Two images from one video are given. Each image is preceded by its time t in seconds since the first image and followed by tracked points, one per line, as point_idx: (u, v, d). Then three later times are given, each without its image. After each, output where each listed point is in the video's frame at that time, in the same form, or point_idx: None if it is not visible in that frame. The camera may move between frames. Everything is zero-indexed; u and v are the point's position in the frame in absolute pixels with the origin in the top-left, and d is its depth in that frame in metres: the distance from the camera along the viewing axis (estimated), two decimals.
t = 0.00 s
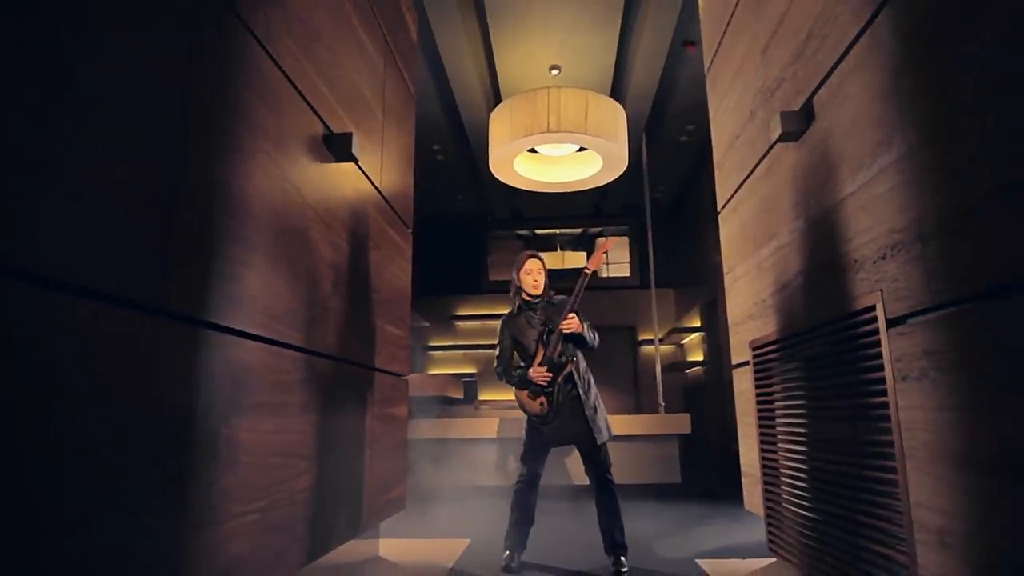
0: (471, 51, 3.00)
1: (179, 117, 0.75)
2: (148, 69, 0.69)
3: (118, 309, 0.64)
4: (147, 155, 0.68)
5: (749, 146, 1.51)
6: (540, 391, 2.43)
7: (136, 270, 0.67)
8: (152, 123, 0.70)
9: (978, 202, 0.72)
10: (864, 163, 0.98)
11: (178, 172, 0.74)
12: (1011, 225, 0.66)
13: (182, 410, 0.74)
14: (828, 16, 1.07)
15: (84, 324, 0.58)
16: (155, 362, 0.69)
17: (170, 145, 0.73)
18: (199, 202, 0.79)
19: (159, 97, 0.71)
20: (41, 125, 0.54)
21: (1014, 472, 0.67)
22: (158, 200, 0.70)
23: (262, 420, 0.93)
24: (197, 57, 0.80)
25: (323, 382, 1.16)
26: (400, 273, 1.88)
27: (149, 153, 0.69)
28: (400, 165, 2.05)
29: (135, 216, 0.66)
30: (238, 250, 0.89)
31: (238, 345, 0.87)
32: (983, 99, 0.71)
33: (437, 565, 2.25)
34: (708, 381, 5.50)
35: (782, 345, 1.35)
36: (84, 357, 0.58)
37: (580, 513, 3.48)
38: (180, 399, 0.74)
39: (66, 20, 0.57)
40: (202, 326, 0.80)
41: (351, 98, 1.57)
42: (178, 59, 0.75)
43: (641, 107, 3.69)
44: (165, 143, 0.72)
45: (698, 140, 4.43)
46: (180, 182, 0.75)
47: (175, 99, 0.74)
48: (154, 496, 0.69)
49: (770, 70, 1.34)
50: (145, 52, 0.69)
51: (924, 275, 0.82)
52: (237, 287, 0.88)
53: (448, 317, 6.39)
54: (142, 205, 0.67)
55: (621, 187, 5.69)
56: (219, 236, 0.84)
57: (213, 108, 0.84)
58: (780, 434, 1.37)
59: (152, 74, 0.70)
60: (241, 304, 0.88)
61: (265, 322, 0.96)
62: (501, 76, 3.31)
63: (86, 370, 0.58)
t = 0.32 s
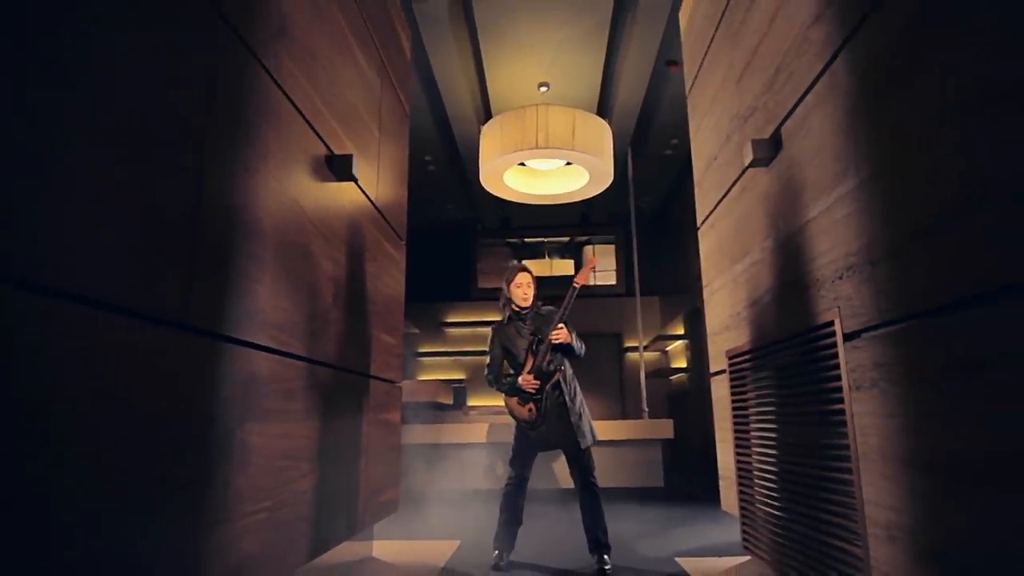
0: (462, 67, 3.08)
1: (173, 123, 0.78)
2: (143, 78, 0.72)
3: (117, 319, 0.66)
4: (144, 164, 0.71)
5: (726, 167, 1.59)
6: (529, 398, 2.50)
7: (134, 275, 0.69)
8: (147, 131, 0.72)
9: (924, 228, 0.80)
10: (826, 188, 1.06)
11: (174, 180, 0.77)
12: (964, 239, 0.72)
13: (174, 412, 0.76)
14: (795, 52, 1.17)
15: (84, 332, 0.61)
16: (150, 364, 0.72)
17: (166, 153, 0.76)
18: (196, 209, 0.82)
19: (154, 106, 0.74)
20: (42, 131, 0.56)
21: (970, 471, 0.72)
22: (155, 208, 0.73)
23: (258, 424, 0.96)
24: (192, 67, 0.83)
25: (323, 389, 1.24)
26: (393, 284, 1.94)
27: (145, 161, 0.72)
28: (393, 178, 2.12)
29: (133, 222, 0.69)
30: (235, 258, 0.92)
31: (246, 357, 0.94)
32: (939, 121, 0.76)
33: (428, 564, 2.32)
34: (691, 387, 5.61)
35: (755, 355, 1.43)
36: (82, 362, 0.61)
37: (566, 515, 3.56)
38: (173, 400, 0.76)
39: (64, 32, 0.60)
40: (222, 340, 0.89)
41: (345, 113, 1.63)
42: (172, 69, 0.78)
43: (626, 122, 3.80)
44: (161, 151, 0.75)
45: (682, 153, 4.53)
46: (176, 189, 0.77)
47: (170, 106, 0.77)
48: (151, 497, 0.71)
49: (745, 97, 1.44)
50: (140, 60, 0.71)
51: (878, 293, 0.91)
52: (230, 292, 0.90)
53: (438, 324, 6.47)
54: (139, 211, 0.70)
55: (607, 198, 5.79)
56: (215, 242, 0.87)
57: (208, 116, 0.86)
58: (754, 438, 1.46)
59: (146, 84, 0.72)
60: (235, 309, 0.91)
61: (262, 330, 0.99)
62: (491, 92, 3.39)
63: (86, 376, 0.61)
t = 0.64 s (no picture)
0: (452, 83, 3.16)
1: (172, 137, 0.82)
2: (141, 88, 0.75)
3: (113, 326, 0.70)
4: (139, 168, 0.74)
5: (702, 187, 1.68)
6: (516, 405, 2.59)
7: (132, 277, 0.73)
8: (146, 133, 0.76)
9: (874, 251, 0.89)
10: (789, 213, 1.16)
11: (170, 181, 0.81)
12: (909, 258, 0.80)
13: (165, 411, 0.79)
14: (761, 86, 1.27)
15: (85, 339, 0.65)
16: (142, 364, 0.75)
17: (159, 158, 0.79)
18: (189, 213, 0.85)
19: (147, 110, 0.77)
20: (44, 135, 0.59)
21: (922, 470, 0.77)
22: (151, 209, 0.77)
23: (241, 422, 0.98)
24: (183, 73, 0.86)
25: (323, 397, 1.33)
26: (384, 293, 2.01)
27: (143, 164, 0.75)
28: (384, 190, 2.18)
29: (132, 224, 0.73)
30: (227, 261, 0.96)
31: (249, 366, 1.02)
32: (899, 140, 0.82)
33: (418, 565, 2.38)
34: (673, 394, 5.72)
35: (727, 365, 1.53)
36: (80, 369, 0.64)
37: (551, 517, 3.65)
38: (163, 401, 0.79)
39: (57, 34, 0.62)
40: (235, 352, 0.98)
41: (338, 130, 1.69)
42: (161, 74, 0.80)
43: (611, 136, 3.89)
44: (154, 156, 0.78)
45: (665, 167, 4.64)
46: (173, 190, 0.82)
47: (160, 109, 0.80)
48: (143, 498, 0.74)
49: (719, 121, 1.53)
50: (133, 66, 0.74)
51: (833, 312, 1.01)
52: (219, 288, 0.93)
53: (426, 331, 6.54)
54: (134, 217, 0.73)
55: (592, 208, 5.89)
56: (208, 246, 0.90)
57: (199, 122, 0.89)
58: (727, 443, 1.55)
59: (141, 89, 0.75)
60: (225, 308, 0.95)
61: (251, 334, 1.03)
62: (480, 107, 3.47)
63: (87, 383, 0.65)
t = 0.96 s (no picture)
0: (442, 98, 3.24)
1: (174, 161, 0.87)
2: (144, 116, 0.80)
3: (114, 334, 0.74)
4: (138, 172, 0.78)
5: (680, 205, 1.78)
6: (504, 410, 2.67)
7: (132, 279, 0.77)
8: (151, 158, 0.82)
9: (831, 273, 0.98)
10: (755, 236, 1.25)
11: (170, 200, 0.86)
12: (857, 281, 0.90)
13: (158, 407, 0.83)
14: (732, 117, 1.37)
15: (93, 353, 0.70)
16: (138, 360, 0.78)
17: (157, 163, 0.83)
18: (186, 224, 0.90)
19: (151, 131, 0.82)
20: (61, 164, 0.65)
21: (887, 470, 0.83)
22: (152, 220, 0.81)
23: (228, 419, 1.02)
24: (182, 96, 0.91)
25: (317, 404, 1.41)
26: (375, 299, 2.09)
27: (147, 184, 0.80)
28: (376, 202, 2.26)
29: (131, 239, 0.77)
30: (220, 261, 1.01)
31: (252, 375, 1.11)
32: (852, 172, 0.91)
33: (408, 565, 2.46)
34: (656, 400, 5.82)
35: (700, 374, 1.63)
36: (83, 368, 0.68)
37: (536, 519, 3.73)
38: (157, 395, 0.83)
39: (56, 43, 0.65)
40: (244, 364, 1.09)
41: (333, 147, 1.77)
42: (159, 92, 0.84)
43: (595, 149, 3.99)
44: (152, 161, 0.82)
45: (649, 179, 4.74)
46: (172, 208, 0.87)
47: (156, 113, 0.83)
48: (137, 491, 0.77)
49: (696, 144, 1.62)
50: (130, 75, 0.77)
51: (794, 327, 1.10)
52: (213, 285, 0.98)
53: (415, 337, 6.61)
54: (133, 220, 0.77)
55: (577, 218, 5.98)
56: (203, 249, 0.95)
57: (192, 127, 0.93)
58: (701, 447, 1.65)
59: (145, 113, 0.80)
60: (218, 303, 1.00)
61: (240, 337, 1.06)
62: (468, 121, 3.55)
63: (94, 393, 0.70)
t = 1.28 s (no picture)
0: (433, 121, 3.34)
1: (177, 187, 0.93)
2: (150, 147, 0.85)
3: (113, 351, 0.78)
4: (138, 182, 0.82)
5: (658, 231, 1.88)
6: (490, 422, 2.74)
7: (132, 278, 0.81)
8: (156, 186, 0.87)
9: (792, 303, 1.08)
10: (724, 264, 1.35)
11: (172, 224, 0.91)
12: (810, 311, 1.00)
13: (157, 418, 0.88)
14: (705, 152, 1.48)
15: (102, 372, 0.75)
16: (137, 372, 0.83)
17: (156, 174, 0.86)
18: (186, 246, 0.95)
19: (157, 162, 0.87)
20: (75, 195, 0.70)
21: (842, 482, 0.91)
22: (156, 245, 0.87)
23: (223, 430, 1.07)
24: (186, 125, 0.96)
25: (310, 419, 1.47)
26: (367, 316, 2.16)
27: (152, 210, 0.86)
28: (369, 223, 2.34)
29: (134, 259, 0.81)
30: (215, 270, 1.05)
31: (254, 393, 1.20)
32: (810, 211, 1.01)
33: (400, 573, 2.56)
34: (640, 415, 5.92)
35: (676, 391, 1.72)
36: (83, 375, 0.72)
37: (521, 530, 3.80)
38: (153, 400, 0.87)
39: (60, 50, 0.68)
40: (250, 382, 1.19)
41: (329, 174, 1.85)
42: (166, 125, 0.90)
43: (580, 172, 4.11)
44: (151, 171, 0.86)
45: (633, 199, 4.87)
46: (173, 231, 0.91)
47: (156, 124, 0.87)
48: (128, 496, 0.80)
49: (673, 174, 1.72)
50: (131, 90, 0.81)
51: (758, 350, 1.20)
52: (207, 291, 1.02)
53: (403, 352, 6.67)
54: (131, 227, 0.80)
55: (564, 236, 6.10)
56: (197, 261, 0.99)
57: (190, 139, 0.97)
58: (679, 460, 1.74)
59: (152, 145, 0.86)
60: (213, 310, 1.04)
61: (237, 351, 1.13)
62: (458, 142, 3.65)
63: (102, 411, 0.75)
